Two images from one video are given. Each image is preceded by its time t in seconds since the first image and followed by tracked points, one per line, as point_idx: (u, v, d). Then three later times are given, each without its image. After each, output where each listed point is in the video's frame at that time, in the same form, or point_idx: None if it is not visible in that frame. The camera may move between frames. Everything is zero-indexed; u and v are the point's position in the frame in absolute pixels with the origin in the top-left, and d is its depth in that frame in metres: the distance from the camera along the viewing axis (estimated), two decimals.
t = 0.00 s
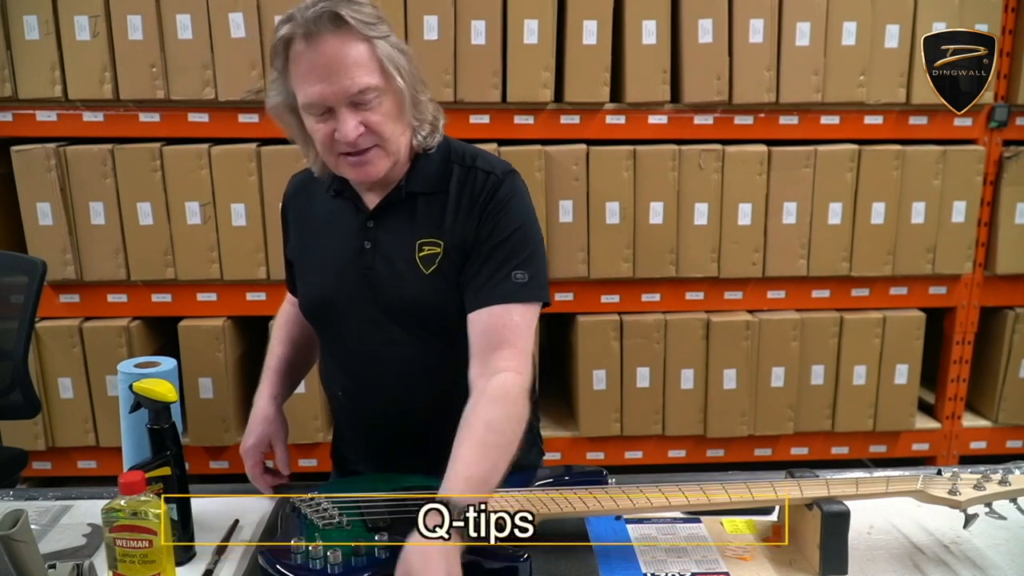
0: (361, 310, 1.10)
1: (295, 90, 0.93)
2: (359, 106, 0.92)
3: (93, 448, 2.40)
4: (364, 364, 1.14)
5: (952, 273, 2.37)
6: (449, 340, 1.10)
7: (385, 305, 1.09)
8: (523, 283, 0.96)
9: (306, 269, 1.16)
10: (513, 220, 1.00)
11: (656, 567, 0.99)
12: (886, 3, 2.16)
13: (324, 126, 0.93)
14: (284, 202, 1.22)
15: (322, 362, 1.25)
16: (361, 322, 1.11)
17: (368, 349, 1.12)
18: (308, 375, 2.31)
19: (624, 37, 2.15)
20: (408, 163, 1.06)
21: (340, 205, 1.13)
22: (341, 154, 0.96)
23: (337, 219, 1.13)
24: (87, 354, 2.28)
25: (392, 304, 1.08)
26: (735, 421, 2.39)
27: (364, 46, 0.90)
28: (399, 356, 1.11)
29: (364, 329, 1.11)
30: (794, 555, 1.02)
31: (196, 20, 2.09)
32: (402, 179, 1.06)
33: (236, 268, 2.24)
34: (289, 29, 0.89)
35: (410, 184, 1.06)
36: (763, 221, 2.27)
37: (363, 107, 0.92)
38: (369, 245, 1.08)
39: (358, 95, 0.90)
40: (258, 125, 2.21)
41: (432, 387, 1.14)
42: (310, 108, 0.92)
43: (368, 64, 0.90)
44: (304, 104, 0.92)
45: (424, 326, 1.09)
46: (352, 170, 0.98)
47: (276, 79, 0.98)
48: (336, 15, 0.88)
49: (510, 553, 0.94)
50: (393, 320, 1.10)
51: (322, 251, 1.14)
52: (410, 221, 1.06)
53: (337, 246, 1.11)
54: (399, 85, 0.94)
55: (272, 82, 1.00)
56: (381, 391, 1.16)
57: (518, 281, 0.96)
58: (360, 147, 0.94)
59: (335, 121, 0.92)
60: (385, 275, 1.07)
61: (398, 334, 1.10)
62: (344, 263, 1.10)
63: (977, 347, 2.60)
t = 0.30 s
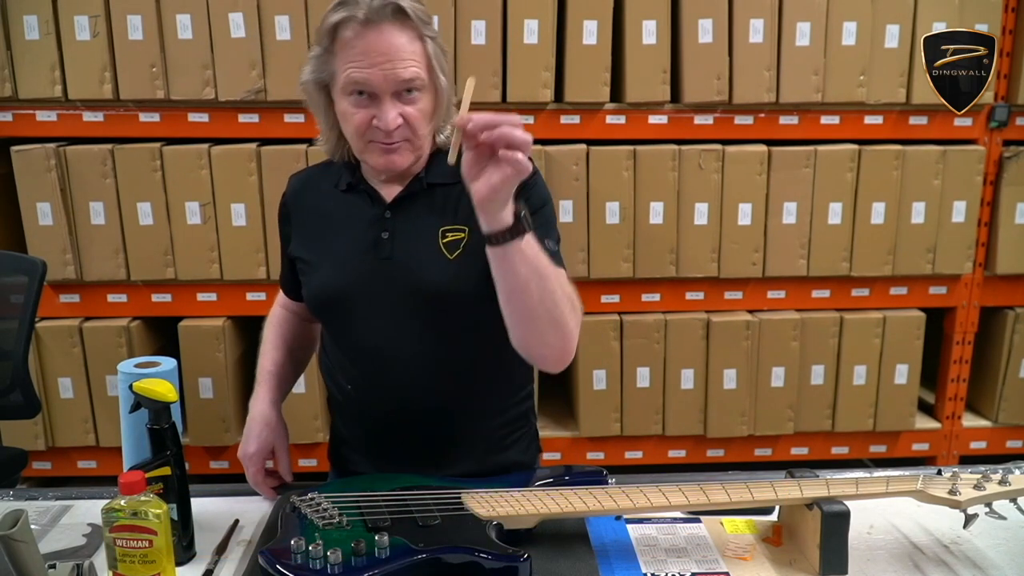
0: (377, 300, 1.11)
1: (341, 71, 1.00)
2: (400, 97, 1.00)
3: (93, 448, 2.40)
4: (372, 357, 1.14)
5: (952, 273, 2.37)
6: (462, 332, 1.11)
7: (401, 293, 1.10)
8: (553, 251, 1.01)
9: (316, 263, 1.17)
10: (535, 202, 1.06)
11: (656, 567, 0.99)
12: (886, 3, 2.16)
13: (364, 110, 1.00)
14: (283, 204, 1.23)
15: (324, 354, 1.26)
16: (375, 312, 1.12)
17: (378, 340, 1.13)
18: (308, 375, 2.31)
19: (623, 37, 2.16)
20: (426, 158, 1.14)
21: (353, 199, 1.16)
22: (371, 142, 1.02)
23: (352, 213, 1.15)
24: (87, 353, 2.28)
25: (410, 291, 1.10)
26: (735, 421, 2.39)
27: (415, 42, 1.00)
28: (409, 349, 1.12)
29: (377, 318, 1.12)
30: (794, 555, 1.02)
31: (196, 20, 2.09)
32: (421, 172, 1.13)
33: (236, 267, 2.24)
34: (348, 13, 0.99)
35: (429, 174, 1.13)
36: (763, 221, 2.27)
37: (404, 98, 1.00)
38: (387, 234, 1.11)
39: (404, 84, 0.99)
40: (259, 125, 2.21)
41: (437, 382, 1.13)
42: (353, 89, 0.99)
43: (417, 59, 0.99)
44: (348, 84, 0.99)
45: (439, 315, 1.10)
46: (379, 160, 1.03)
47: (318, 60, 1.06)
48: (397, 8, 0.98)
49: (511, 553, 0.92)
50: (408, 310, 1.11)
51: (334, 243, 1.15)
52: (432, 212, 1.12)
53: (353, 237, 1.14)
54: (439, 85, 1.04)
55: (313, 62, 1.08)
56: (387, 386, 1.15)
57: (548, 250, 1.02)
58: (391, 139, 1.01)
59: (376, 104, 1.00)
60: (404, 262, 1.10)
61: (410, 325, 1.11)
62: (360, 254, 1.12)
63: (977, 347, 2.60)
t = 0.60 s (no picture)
0: (388, 295, 1.11)
1: (361, 67, 1.00)
2: (421, 96, 1.00)
3: (93, 448, 2.40)
4: (380, 352, 1.14)
5: (952, 273, 2.37)
6: (470, 327, 1.11)
7: (413, 288, 1.10)
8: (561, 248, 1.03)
9: (324, 257, 1.16)
10: (543, 199, 1.08)
11: (656, 567, 0.99)
12: (886, 3, 2.16)
13: (383, 106, 0.99)
14: (289, 197, 1.22)
15: (327, 347, 1.26)
16: (386, 307, 1.12)
17: (386, 336, 1.13)
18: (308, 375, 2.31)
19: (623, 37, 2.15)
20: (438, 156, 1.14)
21: (364, 193, 1.15)
22: (389, 138, 1.02)
23: (361, 208, 1.15)
24: (87, 353, 2.28)
25: (422, 286, 1.10)
26: (735, 421, 2.39)
27: (438, 42, 1.00)
28: (417, 344, 1.12)
29: (386, 314, 1.12)
30: (794, 555, 1.02)
31: (196, 20, 2.09)
32: (433, 169, 1.13)
33: (235, 267, 2.24)
34: (374, 11, 0.98)
35: (441, 171, 1.13)
36: (763, 221, 2.27)
37: (425, 97, 1.00)
38: (398, 229, 1.11)
39: (425, 84, 0.98)
40: (259, 125, 2.21)
41: (443, 378, 1.14)
42: (373, 87, 0.99)
43: (439, 59, 0.99)
44: (369, 81, 0.99)
45: (448, 311, 1.11)
46: (394, 155, 1.03)
47: (338, 56, 1.05)
48: (422, 9, 0.98)
49: (511, 553, 0.92)
50: (418, 305, 1.11)
51: (344, 238, 1.15)
52: (443, 208, 1.12)
53: (364, 231, 1.13)
54: (458, 87, 1.04)
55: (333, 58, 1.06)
56: (392, 382, 1.15)
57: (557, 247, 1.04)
58: (410, 136, 1.01)
59: (397, 103, 0.99)
60: (416, 258, 1.10)
61: (419, 320, 1.11)
62: (371, 249, 1.12)
63: (977, 346, 2.60)
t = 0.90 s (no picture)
0: (378, 297, 1.11)
1: (352, 74, 0.98)
2: (413, 103, 0.98)
3: (93, 448, 2.40)
4: (372, 353, 1.14)
5: (952, 273, 2.37)
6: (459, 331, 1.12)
7: (402, 292, 1.10)
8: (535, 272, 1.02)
9: (321, 257, 1.16)
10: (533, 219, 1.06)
11: (656, 567, 0.99)
12: (886, 2, 2.16)
13: (375, 114, 0.98)
14: (298, 191, 1.23)
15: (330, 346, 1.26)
16: (377, 310, 1.12)
17: (378, 337, 1.13)
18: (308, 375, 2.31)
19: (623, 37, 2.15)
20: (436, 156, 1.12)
21: (362, 194, 1.15)
22: (383, 144, 1.01)
23: (357, 208, 1.14)
24: (87, 353, 2.28)
25: (411, 291, 1.09)
26: (735, 421, 2.39)
27: (429, 48, 0.97)
28: (408, 347, 1.12)
29: (377, 316, 1.12)
30: (794, 555, 1.02)
31: (196, 20, 2.09)
32: (427, 172, 1.11)
33: (235, 268, 2.24)
34: (363, 18, 0.94)
35: (435, 174, 1.10)
36: (763, 221, 2.27)
37: (416, 103, 0.99)
38: (390, 232, 1.11)
39: (415, 92, 0.97)
40: (259, 125, 2.21)
41: (436, 380, 1.14)
42: (364, 95, 0.98)
43: (430, 65, 0.97)
44: (359, 90, 0.97)
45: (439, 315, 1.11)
46: (389, 161, 1.03)
47: (332, 61, 1.02)
48: (411, 14, 0.94)
49: (510, 552, 0.95)
50: (409, 309, 1.11)
51: (339, 237, 1.15)
52: (434, 212, 1.10)
53: (357, 232, 1.13)
54: (451, 90, 1.02)
55: (327, 63, 1.04)
56: (384, 384, 1.16)
57: (541, 274, 1.02)
58: (403, 142, 1.01)
59: (388, 111, 0.98)
60: (405, 263, 1.09)
61: (410, 324, 1.11)
62: (363, 250, 1.12)
63: (977, 346, 2.60)
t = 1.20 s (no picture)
0: (370, 298, 1.11)
1: (335, 82, 0.97)
2: (397, 107, 0.97)
3: (93, 448, 2.40)
4: (367, 354, 1.15)
5: (952, 273, 2.37)
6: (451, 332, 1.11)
7: (392, 293, 1.10)
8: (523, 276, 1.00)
9: (316, 258, 1.17)
10: (526, 219, 1.04)
11: (656, 567, 0.99)
12: (886, 2, 2.16)
13: (360, 120, 0.98)
14: (299, 192, 1.24)
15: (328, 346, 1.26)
16: (369, 311, 1.12)
17: (371, 338, 1.13)
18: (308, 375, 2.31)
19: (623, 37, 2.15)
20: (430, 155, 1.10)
21: (357, 195, 1.15)
22: (371, 149, 1.01)
23: (353, 209, 1.15)
24: (87, 354, 2.28)
25: (401, 292, 1.09)
26: (735, 421, 2.39)
27: (409, 50, 0.95)
28: (402, 348, 1.12)
29: (369, 317, 1.12)
30: (794, 555, 1.02)
31: (196, 20, 2.09)
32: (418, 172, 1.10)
33: (235, 268, 2.24)
34: (340, 24, 0.93)
35: (427, 175, 1.09)
36: (763, 221, 2.27)
37: (399, 107, 0.98)
38: (382, 233, 1.10)
39: (397, 97, 0.96)
40: (259, 125, 2.21)
41: (430, 380, 1.14)
42: (347, 102, 0.97)
43: (411, 68, 0.96)
44: (342, 97, 0.97)
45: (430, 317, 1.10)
46: (379, 165, 1.03)
47: (317, 67, 1.02)
48: (386, 17, 0.93)
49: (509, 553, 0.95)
50: (400, 310, 1.10)
51: (334, 238, 1.15)
52: (424, 213, 1.09)
53: (351, 233, 1.13)
54: (436, 91, 1.00)
55: (313, 69, 1.03)
56: (379, 384, 1.16)
57: (533, 277, 1.00)
58: (390, 146, 1.00)
59: (372, 117, 0.98)
60: (395, 264, 1.09)
61: (403, 325, 1.11)
62: (356, 251, 1.12)
63: (977, 346, 2.60)
